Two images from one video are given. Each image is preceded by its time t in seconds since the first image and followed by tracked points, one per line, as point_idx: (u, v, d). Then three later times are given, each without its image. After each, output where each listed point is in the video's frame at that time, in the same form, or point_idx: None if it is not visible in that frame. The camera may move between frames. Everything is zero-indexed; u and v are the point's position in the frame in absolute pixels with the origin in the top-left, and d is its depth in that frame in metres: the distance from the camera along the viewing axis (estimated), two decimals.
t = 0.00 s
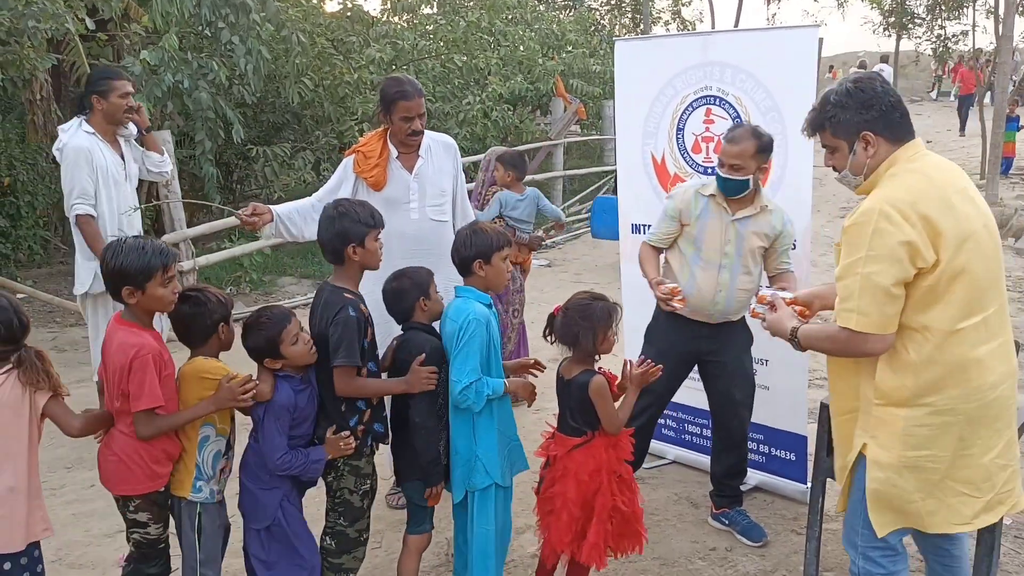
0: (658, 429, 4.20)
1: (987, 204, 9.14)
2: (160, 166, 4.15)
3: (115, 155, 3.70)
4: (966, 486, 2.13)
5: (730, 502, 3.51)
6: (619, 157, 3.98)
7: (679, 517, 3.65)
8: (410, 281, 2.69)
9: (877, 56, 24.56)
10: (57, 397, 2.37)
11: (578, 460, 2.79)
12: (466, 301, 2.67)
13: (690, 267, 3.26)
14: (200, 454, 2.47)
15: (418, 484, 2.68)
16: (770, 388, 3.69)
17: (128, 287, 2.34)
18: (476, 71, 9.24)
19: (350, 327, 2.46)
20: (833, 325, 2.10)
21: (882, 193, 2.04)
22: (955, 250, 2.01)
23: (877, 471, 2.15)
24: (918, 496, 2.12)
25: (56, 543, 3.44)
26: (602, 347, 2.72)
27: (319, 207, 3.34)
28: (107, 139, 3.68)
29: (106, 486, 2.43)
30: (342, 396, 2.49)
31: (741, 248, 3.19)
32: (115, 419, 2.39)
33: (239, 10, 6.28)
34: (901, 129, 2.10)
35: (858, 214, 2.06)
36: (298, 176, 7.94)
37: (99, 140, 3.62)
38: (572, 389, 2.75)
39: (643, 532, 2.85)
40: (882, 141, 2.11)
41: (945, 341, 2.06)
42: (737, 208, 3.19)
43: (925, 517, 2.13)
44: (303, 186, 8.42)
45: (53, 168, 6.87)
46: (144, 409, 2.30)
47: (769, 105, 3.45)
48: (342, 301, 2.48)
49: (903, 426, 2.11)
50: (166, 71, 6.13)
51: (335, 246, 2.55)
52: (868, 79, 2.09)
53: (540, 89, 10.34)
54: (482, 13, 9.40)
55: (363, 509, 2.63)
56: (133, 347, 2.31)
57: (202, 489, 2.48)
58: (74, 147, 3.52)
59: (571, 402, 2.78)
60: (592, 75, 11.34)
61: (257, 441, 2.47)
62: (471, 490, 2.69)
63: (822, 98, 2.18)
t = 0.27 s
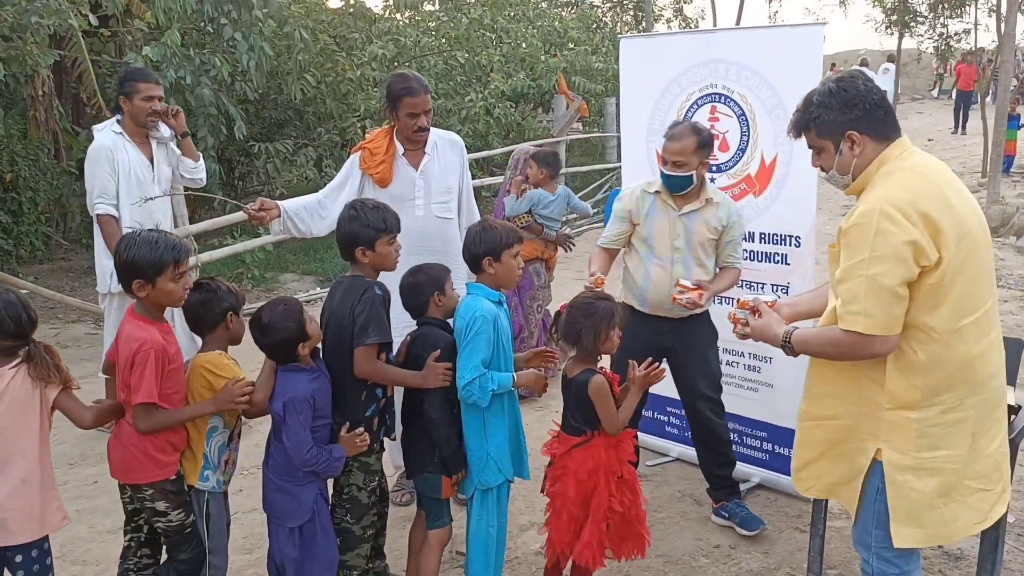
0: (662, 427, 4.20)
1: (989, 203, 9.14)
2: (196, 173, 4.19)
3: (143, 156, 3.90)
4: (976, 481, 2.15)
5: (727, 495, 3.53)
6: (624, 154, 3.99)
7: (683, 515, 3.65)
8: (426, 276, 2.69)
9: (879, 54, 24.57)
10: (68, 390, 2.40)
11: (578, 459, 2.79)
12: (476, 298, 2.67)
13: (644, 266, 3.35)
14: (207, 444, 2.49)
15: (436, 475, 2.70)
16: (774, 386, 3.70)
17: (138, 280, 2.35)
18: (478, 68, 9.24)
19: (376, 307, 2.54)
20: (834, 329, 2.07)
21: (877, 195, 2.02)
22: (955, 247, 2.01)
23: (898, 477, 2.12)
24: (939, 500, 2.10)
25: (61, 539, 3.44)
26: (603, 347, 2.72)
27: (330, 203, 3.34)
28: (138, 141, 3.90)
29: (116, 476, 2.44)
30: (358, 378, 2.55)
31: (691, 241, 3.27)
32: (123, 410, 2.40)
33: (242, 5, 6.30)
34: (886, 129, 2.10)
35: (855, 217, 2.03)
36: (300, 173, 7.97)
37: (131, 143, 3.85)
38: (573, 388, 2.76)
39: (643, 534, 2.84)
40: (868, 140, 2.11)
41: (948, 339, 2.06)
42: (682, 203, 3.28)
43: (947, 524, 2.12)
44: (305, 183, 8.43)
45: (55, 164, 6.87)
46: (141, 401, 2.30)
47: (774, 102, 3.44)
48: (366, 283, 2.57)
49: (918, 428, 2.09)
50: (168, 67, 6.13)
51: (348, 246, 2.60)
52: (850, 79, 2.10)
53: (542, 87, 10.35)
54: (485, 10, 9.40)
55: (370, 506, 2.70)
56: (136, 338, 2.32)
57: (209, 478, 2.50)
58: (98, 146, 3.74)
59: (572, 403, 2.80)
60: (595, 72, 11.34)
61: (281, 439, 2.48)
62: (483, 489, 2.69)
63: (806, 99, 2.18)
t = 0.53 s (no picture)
0: (663, 425, 4.21)
1: (988, 202, 9.18)
2: (237, 172, 3.85)
3: (177, 155, 3.66)
4: (983, 467, 2.19)
5: (689, 481, 3.61)
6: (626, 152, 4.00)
7: (683, 513, 3.66)
8: (431, 276, 2.69)
9: (879, 53, 24.59)
10: (69, 385, 2.40)
11: (576, 455, 2.79)
12: (478, 296, 2.70)
13: (623, 263, 3.43)
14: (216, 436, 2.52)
15: (438, 479, 2.70)
16: (774, 384, 3.70)
17: (159, 283, 2.32)
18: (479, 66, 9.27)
19: (377, 295, 2.54)
20: (854, 325, 2.06)
21: (883, 187, 2.03)
22: (959, 233, 2.04)
23: (918, 471, 2.10)
24: (954, 488, 2.12)
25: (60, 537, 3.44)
26: (600, 344, 2.73)
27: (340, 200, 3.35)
28: (173, 139, 3.67)
29: (139, 479, 2.44)
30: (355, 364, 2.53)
31: (664, 235, 3.34)
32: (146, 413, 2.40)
33: (243, 3, 6.32)
34: (869, 133, 2.11)
35: (866, 211, 2.03)
36: (300, 171, 8.00)
37: (164, 142, 3.64)
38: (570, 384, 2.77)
39: (637, 531, 2.85)
40: (852, 143, 2.11)
41: (958, 326, 2.08)
42: (651, 199, 3.33)
43: (962, 511, 2.14)
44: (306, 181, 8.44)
45: (55, 161, 6.88)
46: (168, 409, 2.29)
47: (775, 101, 3.44)
48: (371, 273, 2.58)
49: (936, 419, 2.09)
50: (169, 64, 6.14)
51: (360, 235, 2.63)
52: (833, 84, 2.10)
53: (543, 85, 10.37)
54: (485, 8, 9.41)
55: (375, 497, 2.73)
56: (162, 344, 2.30)
57: (219, 469, 2.52)
58: (125, 143, 3.57)
59: (572, 402, 2.80)
60: (595, 71, 11.34)
61: (286, 425, 2.52)
62: (484, 486, 2.71)
63: (790, 105, 2.19)
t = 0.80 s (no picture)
0: (661, 424, 4.22)
1: (986, 201, 9.20)
2: (256, 179, 3.62)
3: (192, 154, 3.53)
4: (983, 446, 2.25)
5: (688, 480, 3.61)
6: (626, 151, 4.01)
7: (681, 511, 3.67)
8: (423, 276, 2.72)
9: (878, 53, 24.61)
10: (69, 379, 2.41)
11: (572, 452, 2.81)
12: (478, 294, 2.74)
13: (613, 262, 3.45)
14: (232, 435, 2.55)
15: (433, 479, 2.69)
16: (773, 383, 3.70)
17: (188, 284, 2.32)
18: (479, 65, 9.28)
19: (387, 293, 2.55)
20: (864, 313, 2.10)
21: (881, 178, 2.08)
22: (954, 220, 2.13)
23: (932, 456, 2.16)
24: (961, 469, 2.19)
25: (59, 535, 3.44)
26: (595, 343, 2.74)
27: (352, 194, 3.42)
28: (191, 137, 3.54)
29: (159, 478, 2.44)
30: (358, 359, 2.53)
31: (653, 233, 3.37)
32: (168, 412, 2.40)
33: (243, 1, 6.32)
34: (853, 133, 2.16)
35: (869, 201, 2.07)
36: (300, 169, 8.02)
37: (180, 140, 3.53)
38: (564, 382, 2.78)
39: (631, 529, 2.85)
40: (838, 142, 2.16)
41: (957, 308, 2.16)
42: (638, 198, 3.35)
43: (966, 489, 2.21)
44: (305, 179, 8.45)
45: (55, 159, 6.89)
46: (200, 410, 2.30)
47: (775, 101, 3.44)
48: (381, 271, 2.59)
49: (946, 401, 2.15)
50: (168, 62, 6.14)
51: (364, 233, 2.63)
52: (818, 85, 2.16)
53: (542, 83, 10.39)
54: (485, 7, 9.42)
55: (368, 495, 2.73)
56: (191, 345, 2.31)
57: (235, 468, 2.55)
58: (141, 140, 3.52)
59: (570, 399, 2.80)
60: (594, 70, 11.35)
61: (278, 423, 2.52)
62: (483, 484, 2.74)
63: (777, 106, 2.24)
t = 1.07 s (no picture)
0: (660, 423, 4.22)
1: (985, 201, 9.22)
2: (259, 179, 3.55)
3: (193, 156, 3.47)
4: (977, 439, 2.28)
5: (687, 478, 3.61)
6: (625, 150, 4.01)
7: (679, 510, 3.67)
8: (420, 275, 2.72)
9: (878, 54, 24.63)
10: (89, 381, 2.41)
11: (572, 451, 2.81)
12: (476, 292, 2.75)
13: (610, 262, 3.45)
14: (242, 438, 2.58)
15: (433, 473, 2.71)
16: (772, 382, 3.71)
17: (200, 285, 2.33)
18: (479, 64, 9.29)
19: (382, 295, 2.54)
20: (867, 312, 2.10)
21: (879, 179, 2.09)
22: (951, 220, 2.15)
23: (928, 449, 2.18)
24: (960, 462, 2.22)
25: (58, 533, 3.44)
26: (591, 341, 2.74)
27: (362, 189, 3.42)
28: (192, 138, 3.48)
29: (167, 480, 2.45)
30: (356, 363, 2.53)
31: (649, 231, 3.37)
32: (177, 414, 2.40)
33: None
34: (846, 135, 2.17)
35: (869, 202, 2.08)
36: (299, 167, 8.03)
37: (181, 141, 3.47)
38: (563, 380, 2.79)
39: (631, 526, 2.86)
40: (831, 145, 2.17)
41: (954, 305, 2.18)
42: (633, 196, 3.36)
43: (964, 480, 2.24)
44: (304, 178, 8.45)
45: (54, 157, 6.88)
46: (208, 412, 2.30)
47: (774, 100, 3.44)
48: (374, 276, 2.58)
49: (944, 395, 2.17)
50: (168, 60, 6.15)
51: (363, 231, 2.63)
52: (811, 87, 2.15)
53: (541, 82, 10.40)
54: (484, 6, 9.43)
55: (365, 495, 2.71)
56: (201, 346, 2.32)
57: (245, 471, 2.59)
58: (141, 142, 3.46)
59: (566, 396, 2.81)
60: (594, 69, 11.35)
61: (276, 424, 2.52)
62: (483, 478, 2.75)
63: (772, 106, 2.23)
